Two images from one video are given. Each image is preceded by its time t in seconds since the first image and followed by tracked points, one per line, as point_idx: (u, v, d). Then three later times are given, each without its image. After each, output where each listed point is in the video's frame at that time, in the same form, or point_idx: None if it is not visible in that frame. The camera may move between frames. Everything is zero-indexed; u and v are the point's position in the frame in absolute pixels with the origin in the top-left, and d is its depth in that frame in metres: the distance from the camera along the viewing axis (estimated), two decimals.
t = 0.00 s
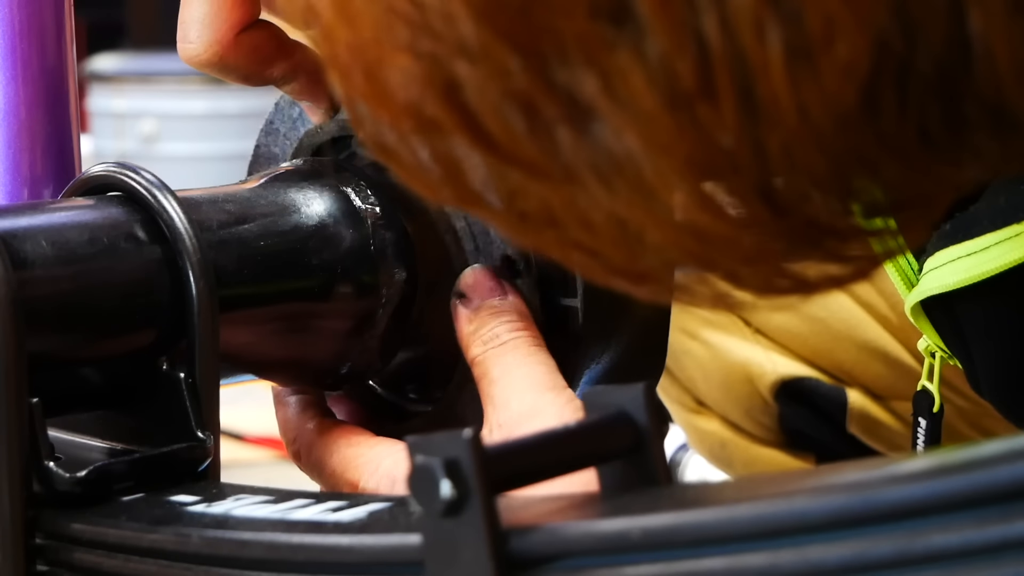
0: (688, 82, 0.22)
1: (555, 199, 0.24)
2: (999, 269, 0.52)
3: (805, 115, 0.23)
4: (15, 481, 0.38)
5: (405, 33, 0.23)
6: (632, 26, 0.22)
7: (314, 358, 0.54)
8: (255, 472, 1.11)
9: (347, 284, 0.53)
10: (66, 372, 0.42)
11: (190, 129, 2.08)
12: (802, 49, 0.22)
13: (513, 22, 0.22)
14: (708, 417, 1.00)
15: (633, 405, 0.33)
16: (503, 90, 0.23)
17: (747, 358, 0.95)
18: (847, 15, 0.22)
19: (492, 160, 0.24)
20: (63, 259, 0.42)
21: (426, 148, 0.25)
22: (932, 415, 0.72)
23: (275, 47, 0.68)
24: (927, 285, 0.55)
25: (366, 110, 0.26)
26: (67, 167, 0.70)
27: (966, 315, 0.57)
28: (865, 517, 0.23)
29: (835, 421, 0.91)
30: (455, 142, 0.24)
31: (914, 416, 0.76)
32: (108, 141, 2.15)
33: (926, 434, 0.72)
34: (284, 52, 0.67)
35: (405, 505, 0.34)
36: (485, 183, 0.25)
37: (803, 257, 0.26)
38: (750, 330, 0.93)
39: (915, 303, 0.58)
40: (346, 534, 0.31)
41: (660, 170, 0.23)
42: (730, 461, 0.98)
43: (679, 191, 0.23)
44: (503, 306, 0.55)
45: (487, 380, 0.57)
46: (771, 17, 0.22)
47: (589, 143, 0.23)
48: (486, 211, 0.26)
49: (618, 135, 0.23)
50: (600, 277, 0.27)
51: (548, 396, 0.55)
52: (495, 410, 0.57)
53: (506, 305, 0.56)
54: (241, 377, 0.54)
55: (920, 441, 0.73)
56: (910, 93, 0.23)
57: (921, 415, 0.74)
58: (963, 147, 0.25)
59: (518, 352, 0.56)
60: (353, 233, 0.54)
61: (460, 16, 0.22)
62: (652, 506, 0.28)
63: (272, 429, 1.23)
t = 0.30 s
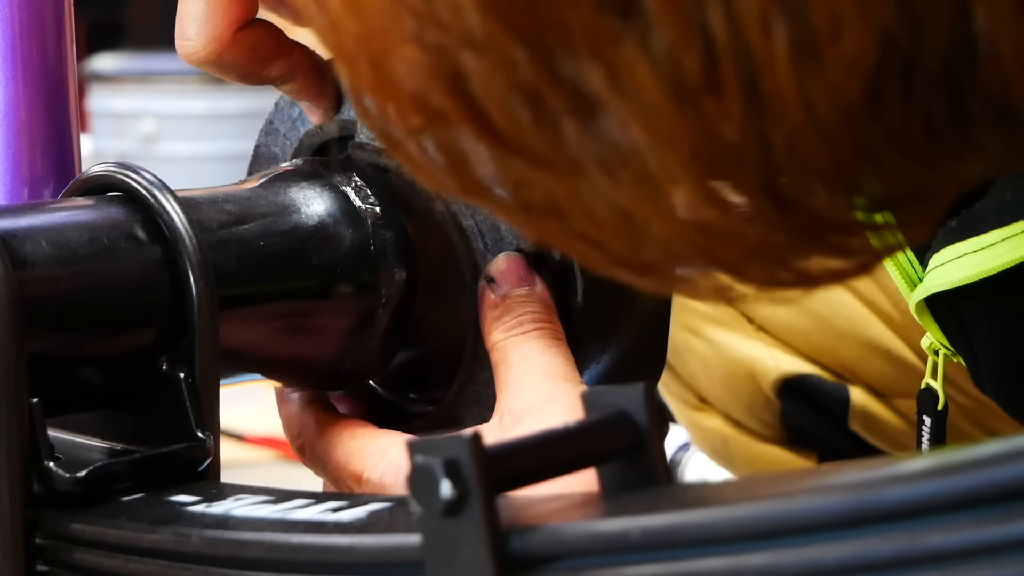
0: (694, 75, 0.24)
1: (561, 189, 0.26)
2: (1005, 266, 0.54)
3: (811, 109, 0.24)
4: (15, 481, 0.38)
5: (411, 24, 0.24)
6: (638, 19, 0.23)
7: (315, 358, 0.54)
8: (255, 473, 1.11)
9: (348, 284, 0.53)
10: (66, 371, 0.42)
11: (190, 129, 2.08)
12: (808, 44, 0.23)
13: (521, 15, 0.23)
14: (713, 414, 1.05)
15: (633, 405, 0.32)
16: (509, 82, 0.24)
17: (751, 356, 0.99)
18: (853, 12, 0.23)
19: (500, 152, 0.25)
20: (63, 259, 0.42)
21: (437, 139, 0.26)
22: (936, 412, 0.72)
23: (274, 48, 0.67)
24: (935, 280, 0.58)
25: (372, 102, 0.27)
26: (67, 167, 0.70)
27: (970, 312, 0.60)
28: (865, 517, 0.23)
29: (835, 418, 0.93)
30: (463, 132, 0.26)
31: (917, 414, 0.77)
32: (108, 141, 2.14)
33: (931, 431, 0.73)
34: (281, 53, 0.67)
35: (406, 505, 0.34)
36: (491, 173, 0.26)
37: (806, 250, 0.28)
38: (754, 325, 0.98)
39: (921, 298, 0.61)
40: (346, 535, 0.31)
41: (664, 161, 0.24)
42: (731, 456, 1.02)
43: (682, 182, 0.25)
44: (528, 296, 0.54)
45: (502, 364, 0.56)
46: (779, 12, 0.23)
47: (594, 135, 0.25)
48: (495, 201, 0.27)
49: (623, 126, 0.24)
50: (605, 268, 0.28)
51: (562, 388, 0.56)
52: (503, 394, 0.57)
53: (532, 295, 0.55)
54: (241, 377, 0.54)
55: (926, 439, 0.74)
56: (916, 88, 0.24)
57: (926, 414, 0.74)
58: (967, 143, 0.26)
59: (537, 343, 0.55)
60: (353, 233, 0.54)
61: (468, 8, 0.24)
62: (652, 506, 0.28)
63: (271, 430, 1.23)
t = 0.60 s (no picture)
0: (664, 66, 0.24)
1: (525, 163, 0.26)
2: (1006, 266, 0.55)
3: (776, 108, 0.24)
4: (16, 482, 0.38)
5: None
6: (611, 7, 0.23)
7: (315, 359, 0.54)
8: (255, 472, 1.11)
9: (348, 284, 0.53)
10: (66, 372, 0.42)
11: (190, 129, 2.08)
12: (777, 41, 0.23)
13: None
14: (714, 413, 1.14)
15: (633, 405, 0.32)
16: (481, 57, 0.24)
17: (752, 355, 1.09)
18: (823, 13, 0.23)
19: (468, 126, 0.25)
20: (63, 259, 0.42)
21: (405, 106, 0.26)
22: (934, 410, 0.73)
23: (273, 48, 0.68)
24: (935, 279, 0.59)
25: (342, 64, 0.27)
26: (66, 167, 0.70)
27: (970, 311, 0.60)
28: (865, 518, 0.23)
29: (838, 416, 1.02)
30: (431, 102, 0.25)
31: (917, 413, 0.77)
32: (108, 141, 2.14)
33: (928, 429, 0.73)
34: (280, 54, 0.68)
35: (405, 505, 0.34)
36: (458, 145, 0.26)
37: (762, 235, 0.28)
38: (755, 325, 1.10)
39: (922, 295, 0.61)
40: (346, 534, 0.31)
41: (630, 145, 0.24)
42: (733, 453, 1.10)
43: (649, 167, 0.25)
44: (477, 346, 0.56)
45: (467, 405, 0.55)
46: (749, 10, 0.23)
47: (563, 115, 0.24)
48: (459, 167, 0.27)
49: (591, 109, 0.24)
50: (564, 237, 0.29)
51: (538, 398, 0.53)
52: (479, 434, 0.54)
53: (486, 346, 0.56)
54: (241, 378, 0.54)
55: (922, 438, 0.74)
56: (880, 96, 0.25)
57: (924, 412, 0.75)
58: (931, 146, 0.27)
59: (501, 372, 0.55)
60: (353, 233, 0.54)
61: None
62: (652, 506, 0.28)
63: (272, 430, 1.23)
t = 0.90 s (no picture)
0: (633, 47, 0.24)
1: (490, 132, 0.26)
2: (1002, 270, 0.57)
3: (740, 95, 0.25)
4: (15, 482, 0.38)
5: None
6: None
7: (315, 359, 0.54)
8: (256, 472, 1.11)
9: (348, 284, 0.53)
10: (66, 371, 0.42)
11: (190, 129, 2.08)
12: (743, 31, 0.24)
13: None
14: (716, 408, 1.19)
15: (633, 405, 0.32)
16: (454, 24, 0.24)
17: (754, 350, 1.14)
18: (791, 5, 0.24)
19: (435, 91, 0.26)
20: (64, 259, 0.42)
21: (375, 67, 0.26)
22: (934, 410, 0.75)
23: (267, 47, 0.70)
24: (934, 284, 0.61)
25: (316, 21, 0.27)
26: (66, 167, 0.70)
27: (969, 315, 0.63)
28: (864, 517, 0.23)
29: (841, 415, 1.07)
30: (401, 62, 0.26)
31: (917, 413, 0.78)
32: (109, 142, 2.14)
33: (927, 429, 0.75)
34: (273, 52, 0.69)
35: (405, 505, 0.34)
36: (424, 108, 0.26)
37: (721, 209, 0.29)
38: (758, 321, 1.15)
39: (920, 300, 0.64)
40: (346, 534, 0.31)
41: (595, 121, 0.25)
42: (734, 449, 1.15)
43: (611, 145, 0.25)
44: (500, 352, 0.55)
45: (485, 412, 0.55)
46: None
47: (531, 87, 0.25)
48: (426, 132, 0.28)
49: (558, 83, 0.24)
50: (526, 208, 0.29)
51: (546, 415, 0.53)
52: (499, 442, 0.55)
53: (510, 356, 0.56)
54: (242, 378, 0.54)
55: (921, 437, 0.77)
56: (843, 92, 0.25)
57: (922, 412, 0.76)
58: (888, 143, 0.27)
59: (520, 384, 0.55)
60: (353, 233, 0.54)
61: None
62: (651, 506, 0.28)
63: (271, 430, 1.23)
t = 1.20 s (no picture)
0: (597, 34, 0.23)
1: (451, 110, 0.25)
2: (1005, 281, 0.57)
3: (700, 93, 0.24)
4: (15, 482, 0.38)
5: None
6: None
7: (314, 359, 0.54)
8: (256, 472, 1.12)
9: (348, 284, 0.53)
10: (67, 371, 0.42)
11: (190, 129, 2.08)
12: (704, 30, 0.23)
13: None
14: (718, 400, 1.19)
15: (633, 404, 0.32)
16: None
17: (757, 342, 1.13)
18: (750, 8, 0.23)
19: (400, 63, 0.25)
20: (63, 258, 0.42)
21: (340, 34, 0.26)
22: (935, 411, 0.75)
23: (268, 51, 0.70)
24: (939, 289, 0.62)
25: None
26: (66, 167, 0.71)
27: (972, 317, 0.63)
28: (865, 517, 0.23)
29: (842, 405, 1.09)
30: (365, 31, 0.25)
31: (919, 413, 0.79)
32: (108, 142, 2.14)
33: (929, 429, 0.76)
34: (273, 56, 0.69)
35: (406, 505, 0.34)
36: (386, 81, 0.26)
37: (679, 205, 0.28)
38: (761, 313, 1.15)
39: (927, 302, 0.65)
40: (347, 534, 0.31)
41: (556, 105, 0.24)
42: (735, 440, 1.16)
43: (571, 131, 0.24)
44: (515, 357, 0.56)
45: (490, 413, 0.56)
46: None
47: (495, 66, 0.24)
48: (389, 105, 0.27)
49: (522, 64, 0.24)
50: (484, 188, 0.28)
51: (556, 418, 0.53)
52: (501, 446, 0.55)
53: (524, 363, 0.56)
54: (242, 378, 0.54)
55: (922, 438, 0.77)
56: (801, 95, 0.25)
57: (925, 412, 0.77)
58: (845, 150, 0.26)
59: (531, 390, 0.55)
60: (353, 233, 0.54)
61: None
62: (651, 506, 0.28)
63: (271, 430, 1.23)
